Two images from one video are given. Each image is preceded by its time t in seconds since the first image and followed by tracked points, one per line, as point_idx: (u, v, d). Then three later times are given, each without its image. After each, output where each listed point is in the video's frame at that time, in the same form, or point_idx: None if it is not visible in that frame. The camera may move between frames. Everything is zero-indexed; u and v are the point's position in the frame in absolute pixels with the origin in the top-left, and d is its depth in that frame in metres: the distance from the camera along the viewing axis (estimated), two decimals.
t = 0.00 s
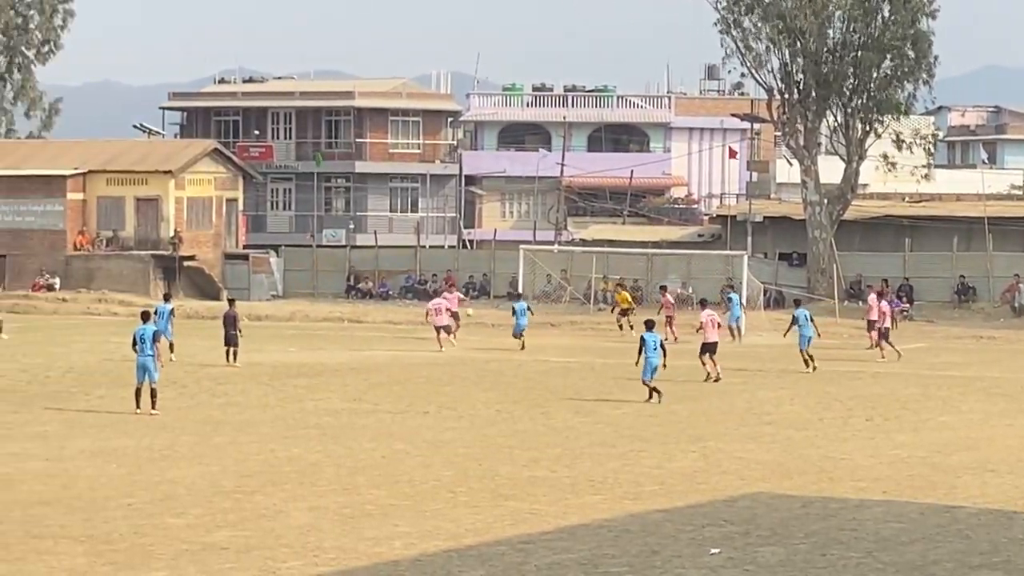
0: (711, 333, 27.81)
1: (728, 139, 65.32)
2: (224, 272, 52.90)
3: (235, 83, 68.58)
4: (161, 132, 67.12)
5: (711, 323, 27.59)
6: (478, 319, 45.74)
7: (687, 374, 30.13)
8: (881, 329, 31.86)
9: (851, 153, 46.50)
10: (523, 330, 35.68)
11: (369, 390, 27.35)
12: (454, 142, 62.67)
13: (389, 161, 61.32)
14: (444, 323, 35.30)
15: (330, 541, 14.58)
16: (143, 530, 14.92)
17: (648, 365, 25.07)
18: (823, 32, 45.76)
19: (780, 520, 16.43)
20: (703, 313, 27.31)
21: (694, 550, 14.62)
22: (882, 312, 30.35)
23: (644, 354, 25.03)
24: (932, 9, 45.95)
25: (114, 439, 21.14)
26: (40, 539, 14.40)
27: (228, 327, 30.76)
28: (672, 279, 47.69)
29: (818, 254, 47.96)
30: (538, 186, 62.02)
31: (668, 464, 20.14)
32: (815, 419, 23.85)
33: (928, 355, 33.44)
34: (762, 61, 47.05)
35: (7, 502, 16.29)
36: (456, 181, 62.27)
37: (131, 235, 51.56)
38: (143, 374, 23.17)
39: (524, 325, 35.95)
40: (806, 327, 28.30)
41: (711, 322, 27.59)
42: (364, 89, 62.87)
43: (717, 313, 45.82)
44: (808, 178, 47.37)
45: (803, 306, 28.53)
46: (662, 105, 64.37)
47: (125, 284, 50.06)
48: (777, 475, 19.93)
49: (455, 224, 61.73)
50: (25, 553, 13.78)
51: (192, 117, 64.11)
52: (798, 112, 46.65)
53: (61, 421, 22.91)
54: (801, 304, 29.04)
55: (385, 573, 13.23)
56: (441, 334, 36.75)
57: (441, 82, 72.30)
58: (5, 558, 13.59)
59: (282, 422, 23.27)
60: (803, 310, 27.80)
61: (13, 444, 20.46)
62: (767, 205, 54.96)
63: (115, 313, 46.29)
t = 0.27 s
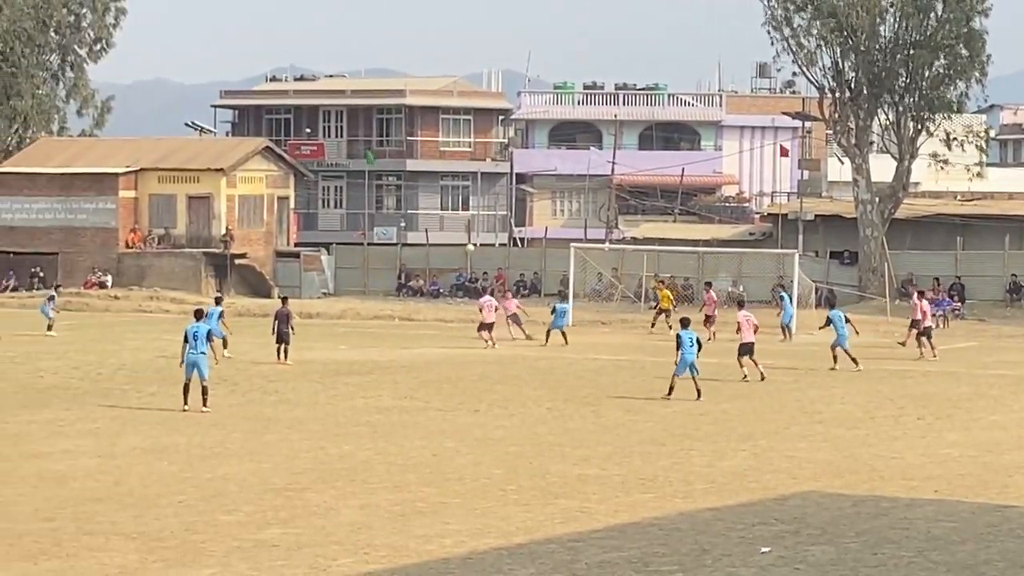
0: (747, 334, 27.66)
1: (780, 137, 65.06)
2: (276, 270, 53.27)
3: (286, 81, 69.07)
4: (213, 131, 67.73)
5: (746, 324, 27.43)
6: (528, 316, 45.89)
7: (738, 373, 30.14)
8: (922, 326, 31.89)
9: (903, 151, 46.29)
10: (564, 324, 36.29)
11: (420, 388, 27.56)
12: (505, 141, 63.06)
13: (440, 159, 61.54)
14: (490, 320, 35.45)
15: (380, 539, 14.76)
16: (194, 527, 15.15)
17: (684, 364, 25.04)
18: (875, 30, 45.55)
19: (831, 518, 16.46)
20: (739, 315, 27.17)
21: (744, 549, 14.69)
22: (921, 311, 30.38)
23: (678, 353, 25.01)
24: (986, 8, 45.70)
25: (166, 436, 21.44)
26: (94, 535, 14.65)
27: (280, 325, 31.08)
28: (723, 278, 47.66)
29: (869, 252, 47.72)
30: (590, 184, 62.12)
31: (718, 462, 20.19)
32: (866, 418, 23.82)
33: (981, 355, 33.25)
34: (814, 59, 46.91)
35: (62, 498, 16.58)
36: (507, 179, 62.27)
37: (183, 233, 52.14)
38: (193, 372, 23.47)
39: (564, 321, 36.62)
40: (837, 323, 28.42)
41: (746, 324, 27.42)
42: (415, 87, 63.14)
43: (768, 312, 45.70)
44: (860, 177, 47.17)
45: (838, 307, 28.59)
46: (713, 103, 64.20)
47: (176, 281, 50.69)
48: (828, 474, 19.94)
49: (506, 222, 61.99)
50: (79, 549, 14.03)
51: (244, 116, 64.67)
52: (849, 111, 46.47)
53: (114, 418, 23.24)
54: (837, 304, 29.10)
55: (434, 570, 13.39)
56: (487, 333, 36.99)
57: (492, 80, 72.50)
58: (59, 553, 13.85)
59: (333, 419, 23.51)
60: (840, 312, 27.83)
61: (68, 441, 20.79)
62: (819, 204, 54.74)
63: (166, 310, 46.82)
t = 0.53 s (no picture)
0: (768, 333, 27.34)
1: (818, 135, 65.25)
2: (315, 267, 53.56)
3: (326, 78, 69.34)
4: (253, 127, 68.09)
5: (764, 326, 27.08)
6: (567, 314, 45.96)
7: (778, 371, 30.10)
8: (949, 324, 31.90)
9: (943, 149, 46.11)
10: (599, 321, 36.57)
11: (459, 386, 27.69)
12: (544, 137, 63.14)
13: (480, 157, 61.57)
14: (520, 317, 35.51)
15: (418, 536, 14.88)
16: (234, 523, 15.32)
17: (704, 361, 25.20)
18: (915, 27, 45.35)
19: (871, 517, 16.49)
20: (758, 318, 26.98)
21: (783, 547, 14.73)
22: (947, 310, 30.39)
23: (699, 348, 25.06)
24: None
25: (206, 432, 21.66)
26: (135, 531, 14.85)
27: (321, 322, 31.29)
28: (761, 276, 47.41)
29: (909, 250, 47.55)
30: (628, 181, 62.08)
31: (757, 460, 20.22)
32: (906, 417, 23.80)
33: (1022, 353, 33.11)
34: (854, 56, 46.74)
35: (103, 494, 16.80)
36: (546, 176, 62.55)
37: (223, 230, 52.53)
38: (225, 369, 23.69)
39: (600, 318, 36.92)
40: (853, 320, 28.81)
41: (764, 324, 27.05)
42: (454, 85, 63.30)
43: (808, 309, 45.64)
44: (900, 174, 47.04)
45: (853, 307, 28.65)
46: (753, 101, 63.77)
47: (215, 277, 50.99)
48: (866, 472, 19.96)
49: (544, 220, 62.02)
50: (120, 544, 14.23)
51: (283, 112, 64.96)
52: (890, 108, 46.25)
53: (154, 414, 23.48)
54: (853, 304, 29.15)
55: (472, 567, 13.50)
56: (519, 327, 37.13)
57: (530, 77, 72.57)
58: (101, 549, 14.04)
59: (372, 416, 23.67)
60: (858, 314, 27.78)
61: (109, 437, 21.02)
62: (859, 202, 54.54)
63: (206, 307, 47.12)
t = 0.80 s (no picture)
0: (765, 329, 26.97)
1: (848, 130, 65.22)
2: (344, 261, 53.67)
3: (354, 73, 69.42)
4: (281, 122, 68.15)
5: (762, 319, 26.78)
6: (594, 309, 45.92)
7: (806, 367, 30.02)
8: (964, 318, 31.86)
9: (972, 145, 45.93)
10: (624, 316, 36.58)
11: (486, 380, 27.73)
12: (572, 132, 63.12)
13: (507, 152, 61.72)
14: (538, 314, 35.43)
15: (446, 530, 14.92)
16: (262, 518, 15.40)
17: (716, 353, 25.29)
18: (945, 23, 45.16)
19: (900, 513, 16.45)
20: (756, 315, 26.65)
21: (811, 543, 14.72)
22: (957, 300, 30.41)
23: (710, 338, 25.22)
24: None
25: (234, 426, 21.75)
26: (163, 525, 14.94)
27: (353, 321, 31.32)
28: (789, 270, 47.19)
29: (938, 245, 47.25)
30: (656, 177, 61.99)
31: (785, 456, 20.20)
32: (935, 413, 23.74)
33: None
34: (883, 51, 46.60)
35: (133, 488, 16.91)
36: (574, 171, 62.44)
37: (251, 225, 52.71)
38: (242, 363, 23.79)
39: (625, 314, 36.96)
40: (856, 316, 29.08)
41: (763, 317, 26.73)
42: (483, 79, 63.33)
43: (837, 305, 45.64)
44: (929, 169, 46.93)
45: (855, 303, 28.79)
46: (781, 96, 63.74)
47: (244, 272, 51.23)
48: (895, 467, 19.91)
49: (572, 215, 61.98)
50: (148, 538, 14.32)
51: (311, 108, 65.01)
52: (918, 103, 46.05)
53: (182, 409, 23.59)
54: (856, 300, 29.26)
55: (499, 562, 13.54)
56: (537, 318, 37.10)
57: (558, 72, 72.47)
58: (129, 542, 14.13)
59: (399, 410, 23.74)
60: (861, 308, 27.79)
61: (138, 431, 21.16)
62: (888, 197, 54.30)
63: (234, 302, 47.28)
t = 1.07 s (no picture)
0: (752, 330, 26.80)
1: (875, 127, 64.91)
2: (370, 258, 53.52)
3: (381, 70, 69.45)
4: (308, 119, 68.24)
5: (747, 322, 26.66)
6: (621, 306, 45.85)
7: (833, 364, 29.91)
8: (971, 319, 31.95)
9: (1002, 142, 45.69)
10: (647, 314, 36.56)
11: (512, 377, 27.71)
12: (599, 129, 63.02)
13: (532, 149, 61.83)
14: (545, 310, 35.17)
15: (471, 527, 14.93)
16: (287, 514, 15.43)
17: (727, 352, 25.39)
18: (973, 19, 44.94)
19: (927, 511, 16.37)
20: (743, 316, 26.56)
21: (838, 541, 14.66)
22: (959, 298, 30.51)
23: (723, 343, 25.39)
24: None
25: (259, 423, 21.81)
26: (189, 521, 14.99)
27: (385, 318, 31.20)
28: (816, 269, 47.12)
29: (966, 243, 46.93)
30: (683, 174, 61.84)
31: (812, 454, 20.13)
32: (963, 411, 23.62)
33: None
34: (911, 48, 46.37)
35: (158, 484, 16.97)
36: (601, 168, 62.56)
37: (277, 222, 52.81)
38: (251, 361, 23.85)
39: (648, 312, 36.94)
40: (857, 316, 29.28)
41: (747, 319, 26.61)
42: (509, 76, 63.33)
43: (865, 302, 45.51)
44: (958, 167, 46.62)
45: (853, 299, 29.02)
46: (809, 93, 63.49)
47: (270, 268, 51.32)
48: (923, 466, 19.82)
49: (599, 211, 62.03)
50: (174, 534, 14.36)
51: (337, 105, 65.05)
52: (947, 100, 45.80)
53: (207, 405, 23.66)
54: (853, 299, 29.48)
55: (525, 559, 13.54)
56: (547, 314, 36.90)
57: (584, 69, 72.37)
58: (155, 538, 14.18)
59: (425, 407, 23.75)
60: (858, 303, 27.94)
61: (164, 427, 21.24)
62: (916, 195, 54.01)
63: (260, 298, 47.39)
